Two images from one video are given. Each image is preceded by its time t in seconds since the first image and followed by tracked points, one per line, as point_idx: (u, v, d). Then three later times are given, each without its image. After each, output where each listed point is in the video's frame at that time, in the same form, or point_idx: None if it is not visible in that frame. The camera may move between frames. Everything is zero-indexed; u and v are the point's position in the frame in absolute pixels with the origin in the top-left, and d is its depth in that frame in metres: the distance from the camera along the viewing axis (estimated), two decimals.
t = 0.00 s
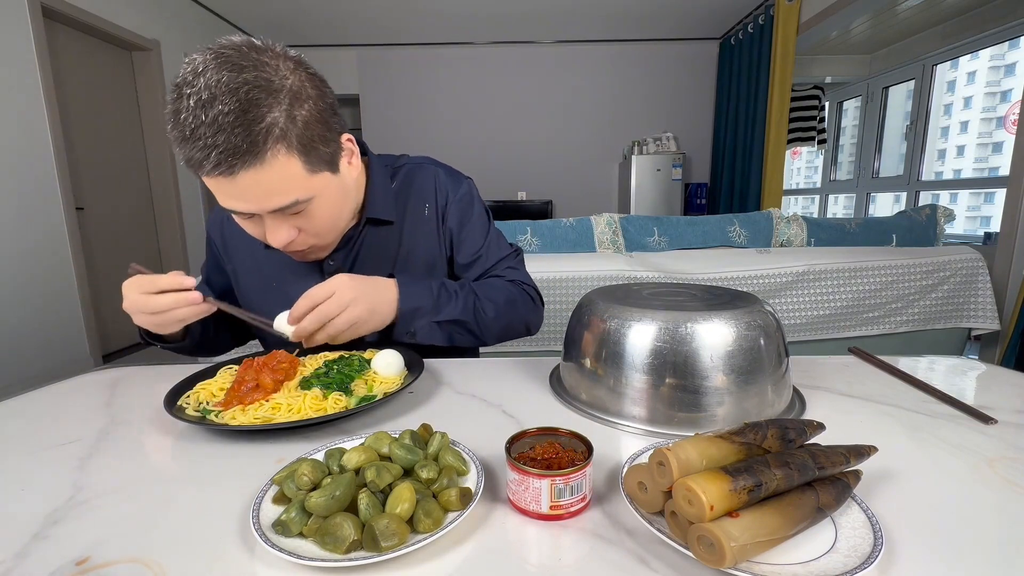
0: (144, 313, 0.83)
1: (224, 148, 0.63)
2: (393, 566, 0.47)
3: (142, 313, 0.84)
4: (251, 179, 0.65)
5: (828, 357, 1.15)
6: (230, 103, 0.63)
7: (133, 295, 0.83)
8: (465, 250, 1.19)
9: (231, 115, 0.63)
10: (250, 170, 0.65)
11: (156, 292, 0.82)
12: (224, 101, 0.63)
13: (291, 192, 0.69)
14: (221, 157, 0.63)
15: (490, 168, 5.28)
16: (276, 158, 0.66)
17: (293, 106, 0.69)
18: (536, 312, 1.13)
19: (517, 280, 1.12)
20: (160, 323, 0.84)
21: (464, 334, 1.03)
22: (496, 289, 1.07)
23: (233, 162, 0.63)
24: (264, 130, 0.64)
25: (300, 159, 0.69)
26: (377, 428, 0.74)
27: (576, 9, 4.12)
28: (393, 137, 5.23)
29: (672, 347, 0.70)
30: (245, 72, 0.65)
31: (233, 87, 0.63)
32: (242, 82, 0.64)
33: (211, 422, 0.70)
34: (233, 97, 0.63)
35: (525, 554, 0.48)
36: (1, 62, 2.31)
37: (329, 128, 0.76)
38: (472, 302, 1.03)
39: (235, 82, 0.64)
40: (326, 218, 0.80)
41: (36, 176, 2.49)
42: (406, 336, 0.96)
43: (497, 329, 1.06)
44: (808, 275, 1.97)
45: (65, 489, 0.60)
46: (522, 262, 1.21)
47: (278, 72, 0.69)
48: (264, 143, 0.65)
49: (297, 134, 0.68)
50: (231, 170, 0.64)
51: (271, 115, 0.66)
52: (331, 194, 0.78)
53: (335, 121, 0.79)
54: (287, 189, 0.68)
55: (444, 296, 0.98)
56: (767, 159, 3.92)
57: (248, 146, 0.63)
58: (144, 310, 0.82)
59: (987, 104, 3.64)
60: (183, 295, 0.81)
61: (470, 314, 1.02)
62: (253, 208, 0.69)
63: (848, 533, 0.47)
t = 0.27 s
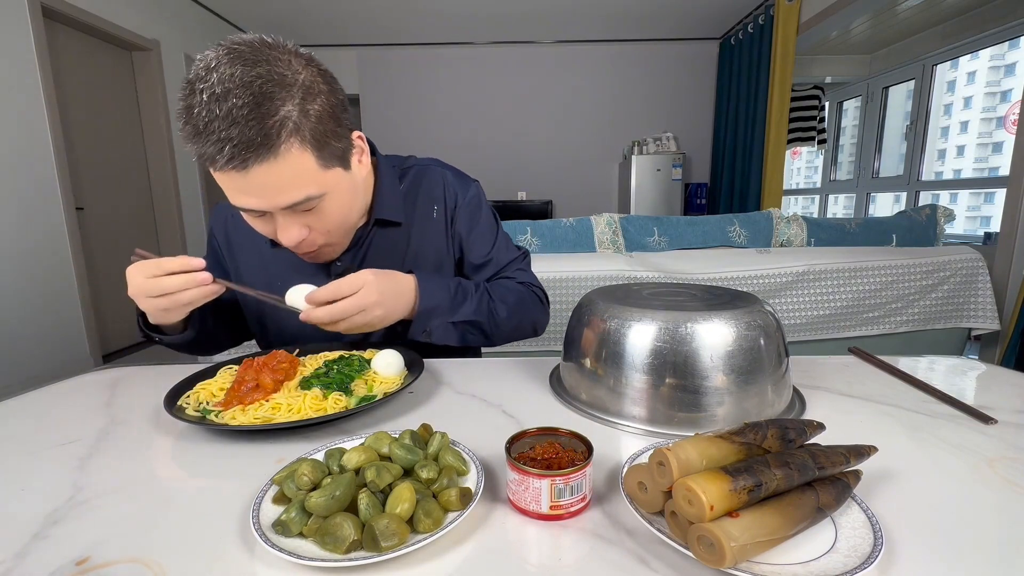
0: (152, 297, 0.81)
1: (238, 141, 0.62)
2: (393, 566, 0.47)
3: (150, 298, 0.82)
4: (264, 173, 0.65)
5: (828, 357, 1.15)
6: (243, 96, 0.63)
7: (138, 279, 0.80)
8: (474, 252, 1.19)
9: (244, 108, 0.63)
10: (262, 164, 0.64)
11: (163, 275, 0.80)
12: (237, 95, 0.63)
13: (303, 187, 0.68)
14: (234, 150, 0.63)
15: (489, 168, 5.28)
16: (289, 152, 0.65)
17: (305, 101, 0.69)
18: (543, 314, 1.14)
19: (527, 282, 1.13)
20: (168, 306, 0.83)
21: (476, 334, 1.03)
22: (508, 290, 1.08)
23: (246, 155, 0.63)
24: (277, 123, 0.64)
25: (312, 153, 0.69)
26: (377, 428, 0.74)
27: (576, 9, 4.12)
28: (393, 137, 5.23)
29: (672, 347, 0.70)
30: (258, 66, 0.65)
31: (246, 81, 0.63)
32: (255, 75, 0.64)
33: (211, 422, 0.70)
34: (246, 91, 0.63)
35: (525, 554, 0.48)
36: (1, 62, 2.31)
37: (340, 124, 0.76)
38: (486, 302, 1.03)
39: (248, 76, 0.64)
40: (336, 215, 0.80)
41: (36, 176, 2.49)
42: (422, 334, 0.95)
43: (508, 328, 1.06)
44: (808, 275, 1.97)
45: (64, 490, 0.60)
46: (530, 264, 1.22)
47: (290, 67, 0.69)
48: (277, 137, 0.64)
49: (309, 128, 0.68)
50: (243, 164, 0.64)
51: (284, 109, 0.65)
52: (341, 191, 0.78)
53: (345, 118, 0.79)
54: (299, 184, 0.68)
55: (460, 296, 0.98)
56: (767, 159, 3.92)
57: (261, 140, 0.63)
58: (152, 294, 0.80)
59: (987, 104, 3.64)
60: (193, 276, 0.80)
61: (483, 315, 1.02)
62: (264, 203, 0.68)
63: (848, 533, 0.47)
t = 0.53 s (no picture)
0: (159, 288, 0.81)
1: (248, 144, 0.62)
2: (393, 567, 0.47)
3: (156, 289, 0.81)
4: (276, 176, 0.65)
5: (827, 357, 1.15)
6: (251, 97, 0.63)
7: (143, 271, 0.79)
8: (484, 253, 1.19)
9: (253, 109, 0.63)
10: (274, 166, 0.64)
11: (168, 266, 0.80)
12: (246, 96, 0.62)
13: (315, 187, 0.68)
14: (245, 152, 0.62)
15: (489, 168, 5.28)
16: (300, 152, 0.65)
17: (313, 100, 0.68)
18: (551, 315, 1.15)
19: (537, 283, 1.15)
20: (175, 298, 0.82)
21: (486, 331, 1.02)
22: (519, 290, 1.09)
23: (258, 157, 0.63)
24: (287, 124, 0.64)
25: (323, 152, 0.69)
26: (377, 428, 0.74)
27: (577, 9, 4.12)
28: (392, 137, 5.23)
29: (673, 347, 0.70)
30: (264, 65, 0.64)
31: (253, 81, 0.63)
32: (262, 75, 0.64)
33: (211, 421, 0.70)
34: (254, 91, 0.63)
35: (525, 555, 0.48)
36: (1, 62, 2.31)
37: (349, 121, 0.76)
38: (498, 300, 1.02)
39: (255, 75, 0.63)
40: (348, 214, 0.80)
41: (36, 176, 2.49)
42: (434, 327, 0.95)
43: (518, 329, 1.07)
44: (808, 275, 1.97)
45: (64, 490, 0.60)
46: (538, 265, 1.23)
47: (296, 65, 0.68)
48: (287, 138, 0.64)
49: (318, 127, 0.68)
50: (255, 166, 0.63)
51: (293, 108, 0.65)
52: (352, 189, 0.77)
53: (353, 116, 0.79)
54: (311, 184, 0.68)
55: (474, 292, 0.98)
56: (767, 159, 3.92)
57: (272, 141, 0.63)
58: (160, 284, 0.80)
59: (987, 104, 3.64)
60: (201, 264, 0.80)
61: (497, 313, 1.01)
62: (276, 206, 0.68)
63: (848, 533, 0.47)
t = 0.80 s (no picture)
0: (161, 293, 0.81)
1: (255, 149, 0.62)
2: (393, 567, 0.47)
3: (159, 294, 0.81)
4: (284, 181, 0.65)
5: (827, 357, 1.15)
6: (257, 101, 0.62)
7: (145, 275, 0.80)
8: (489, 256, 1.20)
9: (260, 114, 0.62)
10: (282, 171, 0.64)
11: (170, 270, 0.80)
12: (252, 100, 0.62)
13: (323, 191, 0.68)
14: (253, 158, 0.62)
15: (489, 168, 5.29)
16: (307, 157, 0.65)
17: (319, 102, 0.68)
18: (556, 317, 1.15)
19: (543, 285, 1.16)
20: (178, 302, 0.82)
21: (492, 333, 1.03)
22: (525, 293, 1.09)
23: (266, 162, 0.63)
24: (293, 128, 0.64)
25: (330, 156, 0.69)
26: (377, 428, 0.74)
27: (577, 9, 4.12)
28: (392, 137, 5.23)
29: (672, 346, 0.70)
30: (269, 68, 0.64)
31: (259, 85, 0.63)
32: (267, 78, 0.63)
33: (211, 421, 0.70)
34: (261, 96, 0.62)
35: (525, 555, 0.48)
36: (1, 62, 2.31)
37: (355, 122, 0.76)
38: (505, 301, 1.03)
39: (261, 79, 0.63)
40: (356, 217, 0.80)
41: (37, 176, 2.49)
42: (439, 328, 0.95)
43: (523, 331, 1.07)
44: (807, 275, 1.97)
45: (64, 489, 0.60)
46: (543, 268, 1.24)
47: (301, 67, 0.68)
48: (295, 142, 0.64)
49: (325, 130, 0.68)
50: (263, 171, 0.63)
51: (299, 111, 0.65)
52: (360, 192, 0.77)
53: (359, 116, 0.79)
54: (319, 188, 0.68)
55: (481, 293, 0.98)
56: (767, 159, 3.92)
57: (279, 146, 0.63)
58: (161, 288, 0.80)
59: (987, 104, 3.64)
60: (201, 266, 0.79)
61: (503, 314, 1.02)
62: (284, 211, 0.68)
63: (847, 533, 0.47)
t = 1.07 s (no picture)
0: (168, 294, 0.81)
1: (255, 138, 0.62)
2: (392, 567, 0.47)
3: (166, 296, 0.81)
4: (283, 172, 0.64)
5: (826, 357, 1.15)
6: (260, 92, 0.62)
7: (150, 279, 0.79)
8: (496, 259, 1.21)
9: (262, 104, 0.63)
10: (282, 162, 0.63)
11: (174, 270, 0.79)
12: (254, 91, 0.62)
13: (323, 185, 0.68)
14: (252, 147, 0.62)
15: (489, 169, 5.29)
16: (308, 149, 0.65)
17: (321, 97, 0.69)
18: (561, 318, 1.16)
19: (549, 287, 1.17)
20: (186, 301, 0.82)
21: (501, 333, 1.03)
22: (532, 294, 1.10)
23: (265, 152, 0.62)
24: (295, 119, 0.64)
25: (331, 150, 0.69)
26: (377, 428, 0.74)
27: (577, 9, 4.12)
28: (392, 138, 5.23)
29: (672, 347, 0.70)
30: (274, 61, 0.65)
31: (262, 76, 0.63)
32: (271, 70, 0.64)
33: (211, 421, 0.70)
34: (264, 87, 0.63)
35: (525, 555, 0.48)
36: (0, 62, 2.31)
37: (358, 122, 0.76)
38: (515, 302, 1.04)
39: (264, 71, 0.63)
40: (358, 218, 0.79)
41: (37, 176, 2.49)
42: (451, 328, 0.94)
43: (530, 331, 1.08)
44: (807, 275, 1.97)
45: (64, 489, 0.60)
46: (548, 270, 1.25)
47: (306, 64, 0.69)
48: (296, 133, 0.64)
49: (326, 124, 0.68)
50: (262, 162, 0.63)
51: (301, 104, 0.65)
52: (361, 192, 0.77)
53: (362, 117, 0.79)
54: (319, 182, 0.67)
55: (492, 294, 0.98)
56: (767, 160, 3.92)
57: (280, 135, 0.63)
58: (167, 290, 0.80)
59: (987, 104, 3.64)
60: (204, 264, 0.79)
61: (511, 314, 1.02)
62: (283, 206, 0.67)
63: (848, 533, 0.47)
